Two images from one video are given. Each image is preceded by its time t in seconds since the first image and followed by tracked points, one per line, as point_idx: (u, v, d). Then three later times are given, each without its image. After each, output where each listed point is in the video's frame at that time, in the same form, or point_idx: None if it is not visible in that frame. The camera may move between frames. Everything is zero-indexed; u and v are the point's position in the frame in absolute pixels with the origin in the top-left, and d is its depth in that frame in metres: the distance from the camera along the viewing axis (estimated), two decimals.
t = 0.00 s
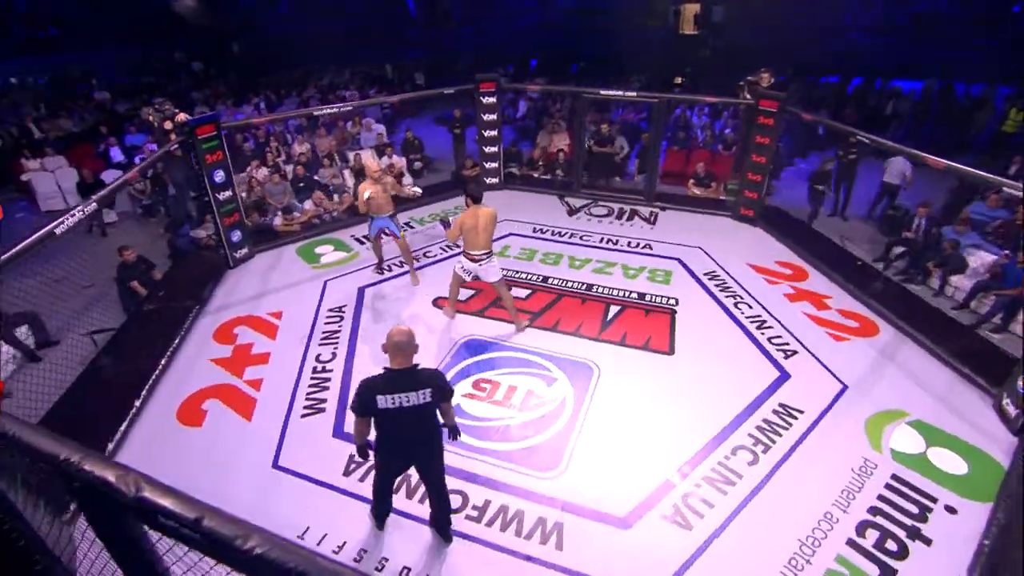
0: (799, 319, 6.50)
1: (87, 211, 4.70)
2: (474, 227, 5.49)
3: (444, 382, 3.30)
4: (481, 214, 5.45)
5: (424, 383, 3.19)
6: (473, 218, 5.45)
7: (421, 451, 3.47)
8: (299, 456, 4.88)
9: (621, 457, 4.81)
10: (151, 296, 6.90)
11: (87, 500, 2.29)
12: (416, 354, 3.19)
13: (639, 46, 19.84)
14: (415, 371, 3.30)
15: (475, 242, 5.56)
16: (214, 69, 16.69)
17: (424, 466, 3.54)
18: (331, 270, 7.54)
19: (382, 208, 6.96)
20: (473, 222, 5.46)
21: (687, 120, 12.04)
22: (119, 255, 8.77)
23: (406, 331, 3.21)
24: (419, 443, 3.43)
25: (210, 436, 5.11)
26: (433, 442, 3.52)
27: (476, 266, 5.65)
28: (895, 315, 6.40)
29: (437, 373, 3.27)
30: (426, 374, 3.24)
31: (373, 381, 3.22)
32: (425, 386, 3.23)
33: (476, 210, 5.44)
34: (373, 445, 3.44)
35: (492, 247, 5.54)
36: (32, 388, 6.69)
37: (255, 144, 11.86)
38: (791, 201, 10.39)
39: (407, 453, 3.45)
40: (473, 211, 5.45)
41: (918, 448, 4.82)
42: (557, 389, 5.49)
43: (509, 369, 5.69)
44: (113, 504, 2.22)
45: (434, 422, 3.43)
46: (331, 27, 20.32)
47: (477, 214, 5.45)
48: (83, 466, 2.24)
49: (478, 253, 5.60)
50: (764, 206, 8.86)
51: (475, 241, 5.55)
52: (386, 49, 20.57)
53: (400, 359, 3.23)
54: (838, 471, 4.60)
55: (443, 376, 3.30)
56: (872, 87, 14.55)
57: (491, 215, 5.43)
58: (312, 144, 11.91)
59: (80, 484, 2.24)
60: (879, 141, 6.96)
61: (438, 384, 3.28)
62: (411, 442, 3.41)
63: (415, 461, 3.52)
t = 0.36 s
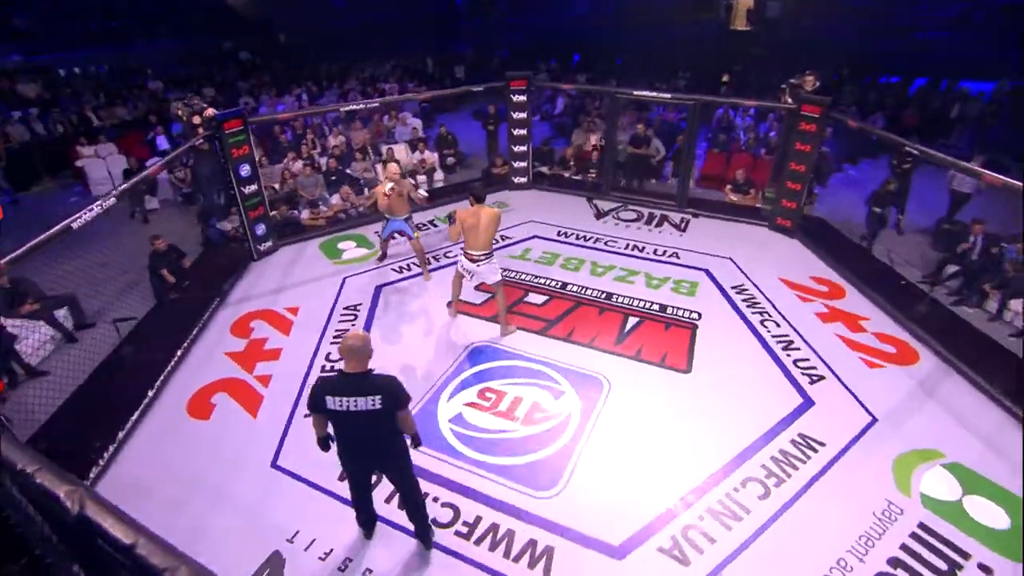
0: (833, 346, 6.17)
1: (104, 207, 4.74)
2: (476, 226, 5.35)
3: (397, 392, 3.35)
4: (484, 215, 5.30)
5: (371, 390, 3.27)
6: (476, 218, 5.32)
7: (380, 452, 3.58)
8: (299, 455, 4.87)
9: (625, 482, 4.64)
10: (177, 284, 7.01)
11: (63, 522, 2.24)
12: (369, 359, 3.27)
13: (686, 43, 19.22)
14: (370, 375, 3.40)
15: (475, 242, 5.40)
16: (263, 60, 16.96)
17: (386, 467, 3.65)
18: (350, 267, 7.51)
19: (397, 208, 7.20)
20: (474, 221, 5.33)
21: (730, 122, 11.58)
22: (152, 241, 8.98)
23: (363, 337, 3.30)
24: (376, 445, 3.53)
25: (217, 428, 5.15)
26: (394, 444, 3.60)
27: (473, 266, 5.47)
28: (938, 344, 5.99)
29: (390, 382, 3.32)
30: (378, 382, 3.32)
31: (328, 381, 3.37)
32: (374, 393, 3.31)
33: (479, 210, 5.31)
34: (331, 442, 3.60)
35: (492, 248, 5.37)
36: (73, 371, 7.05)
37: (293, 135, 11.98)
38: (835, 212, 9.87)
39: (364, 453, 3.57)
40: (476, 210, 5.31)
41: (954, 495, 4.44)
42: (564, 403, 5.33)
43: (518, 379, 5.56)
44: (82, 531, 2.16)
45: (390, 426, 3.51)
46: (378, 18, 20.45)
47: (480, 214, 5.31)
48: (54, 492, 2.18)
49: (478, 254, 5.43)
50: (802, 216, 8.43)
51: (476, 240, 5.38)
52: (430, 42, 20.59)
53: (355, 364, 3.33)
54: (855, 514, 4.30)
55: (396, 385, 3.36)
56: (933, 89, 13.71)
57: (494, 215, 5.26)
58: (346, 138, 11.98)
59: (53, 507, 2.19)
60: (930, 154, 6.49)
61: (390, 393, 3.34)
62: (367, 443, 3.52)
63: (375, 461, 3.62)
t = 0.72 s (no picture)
0: (865, 375, 5.81)
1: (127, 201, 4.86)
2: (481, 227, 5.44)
3: (365, 394, 3.44)
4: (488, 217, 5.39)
5: (339, 391, 3.39)
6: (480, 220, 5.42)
7: (354, 451, 3.69)
8: (301, 453, 4.89)
9: (625, 506, 4.47)
10: (206, 275, 7.20)
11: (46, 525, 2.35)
12: (339, 361, 3.37)
13: (739, 44, 18.56)
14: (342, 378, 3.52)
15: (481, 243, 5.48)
16: (312, 55, 17.26)
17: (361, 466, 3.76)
18: (374, 265, 7.53)
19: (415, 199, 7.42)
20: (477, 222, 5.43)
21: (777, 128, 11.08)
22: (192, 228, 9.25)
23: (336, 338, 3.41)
24: (349, 444, 3.65)
25: (225, 421, 5.24)
26: (367, 443, 3.71)
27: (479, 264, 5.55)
28: (985, 380, 5.55)
29: (358, 384, 3.42)
30: (345, 383, 3.43)
31: (302, 380, 3.54)
32: (343, 394, 3.43)
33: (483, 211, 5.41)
34: (309, 440, 3.73)
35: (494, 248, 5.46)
36: (111, 351, 7.35)
37: (334, 130, 12.13)
38: (883, 227, 9.33)
39: (340, 451, 3.69)
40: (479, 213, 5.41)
41: (989, 552, 4.07)
42: (569, 418, 5.19)
43: (525, 390, 5.45)
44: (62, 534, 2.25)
45: (363, 426, 3.61)
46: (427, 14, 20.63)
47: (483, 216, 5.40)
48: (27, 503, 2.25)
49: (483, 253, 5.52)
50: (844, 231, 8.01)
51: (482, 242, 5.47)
52: (477, 38, 20.55)
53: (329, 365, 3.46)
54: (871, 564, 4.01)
55: (365, 387, 3.46)
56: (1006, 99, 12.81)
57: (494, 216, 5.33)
58: (384, 134, 12.06)
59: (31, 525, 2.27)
60: (989, 172, 5.98)
61: (358, 395, 3.44)
62: (340, 443, 3.64)
63: (351, 459, 3.74)
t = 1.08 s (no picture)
0: (895, 405, 5.46)
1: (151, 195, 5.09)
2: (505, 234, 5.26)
3: (358, 389, 3.48)
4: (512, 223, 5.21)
5: (331, 385, 3.42)
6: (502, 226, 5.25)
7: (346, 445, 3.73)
8: (303, 449, 4.95)
9: (620, 528, 4.34)
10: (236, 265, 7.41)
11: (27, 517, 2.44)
12: (336, 353, 3.40)
13: (796, 46, 17.78)
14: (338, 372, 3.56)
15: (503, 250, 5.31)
16: (360, 51, 17.50)
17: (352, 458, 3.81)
18: (397, 263, 7.59)
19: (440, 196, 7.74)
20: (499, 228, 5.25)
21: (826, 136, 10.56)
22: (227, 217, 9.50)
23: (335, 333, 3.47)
24: (340, 437, 3.68)
25: (236, 411, 5.36)
26: (360, 439, 3.76)
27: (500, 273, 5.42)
28: None
29: (351, 379, 3.45)
30: (339, 377, 3.46)
31: (301, 371, 3.60)
32: (336, 388, 3.47)
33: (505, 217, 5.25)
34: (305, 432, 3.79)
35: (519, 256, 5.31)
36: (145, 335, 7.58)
37: (372, 127, 12.27)
38: (933, 246, 8.79)
39: (332, 447, 3.73)
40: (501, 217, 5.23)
41: None
42: (572, 431, 5.07)
43: (531, 399, 5.36)
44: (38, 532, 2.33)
45: (355, 421, 3.64)
46: (475, 12, 20.64)
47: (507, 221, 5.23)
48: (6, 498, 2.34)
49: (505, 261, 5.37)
50: (888, 248, 7.58)
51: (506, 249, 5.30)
52: (524, 36, 20.44)
53: (326, 358, 3.51)
54: None
55: (358, 383, 3.48)
56: None
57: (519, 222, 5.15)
58: (421, 131, 12.13)
59: (8, 520, 2.36)
60: None
61: (350, 390, 3.48)
62: (332, 437, 3.68)
63: (343, 453, 3.79)
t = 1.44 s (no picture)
0: (917, 434, 5.15)
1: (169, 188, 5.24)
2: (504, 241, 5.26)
3: (363, 379, 3.56)
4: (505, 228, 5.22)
5: (336, 375, 3.52)
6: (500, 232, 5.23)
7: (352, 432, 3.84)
8: (301, 442, 5.02)
9: (607, 544, 4.24)
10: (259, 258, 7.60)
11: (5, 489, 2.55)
12: (343, 345, 3.52)
13: (848, 49, 17.07)
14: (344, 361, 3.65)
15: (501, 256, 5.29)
16: (401, 48, 17.66)
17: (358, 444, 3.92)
18: (414, 261, 7.63)
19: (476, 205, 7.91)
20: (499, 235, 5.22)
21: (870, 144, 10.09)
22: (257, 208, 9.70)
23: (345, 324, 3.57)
24: (346, 425, 3.79)
25: (243, 401, 5.46)
26: (364, 428, 3.87)
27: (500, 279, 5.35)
28: None
29: (356, 370, 3.53)
30: (344, 368, 3.55)
31: (309, 358, 3.71)
32: (340, 377, 3.56)
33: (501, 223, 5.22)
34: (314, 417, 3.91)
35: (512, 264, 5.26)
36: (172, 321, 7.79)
37: (405, 124, 12.36)
38: (978, 264, 8.28)
39: (337, 434, 3.85)
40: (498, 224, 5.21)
41: None
42: (570, 441, 4.98)
43: (530, 406, 5.29)
44: (11, 503, 2.43)
45: (360, 410, 3.73)
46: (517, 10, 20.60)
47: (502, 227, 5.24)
48: None
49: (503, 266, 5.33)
50: (926, 266, 7.18)
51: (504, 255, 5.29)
52: (565, 36, 20.28)
53: (334, 348, 3.60)
54: None
55: (363, 373, 3.57)
56: None
57: (517, 228, 5.14)
58: (453, 129, 12.16)
59: None
60: None
61: (355, 380, 3.56)
62: (338, 423, 3.79)
63: (348, 441, 3.91)
